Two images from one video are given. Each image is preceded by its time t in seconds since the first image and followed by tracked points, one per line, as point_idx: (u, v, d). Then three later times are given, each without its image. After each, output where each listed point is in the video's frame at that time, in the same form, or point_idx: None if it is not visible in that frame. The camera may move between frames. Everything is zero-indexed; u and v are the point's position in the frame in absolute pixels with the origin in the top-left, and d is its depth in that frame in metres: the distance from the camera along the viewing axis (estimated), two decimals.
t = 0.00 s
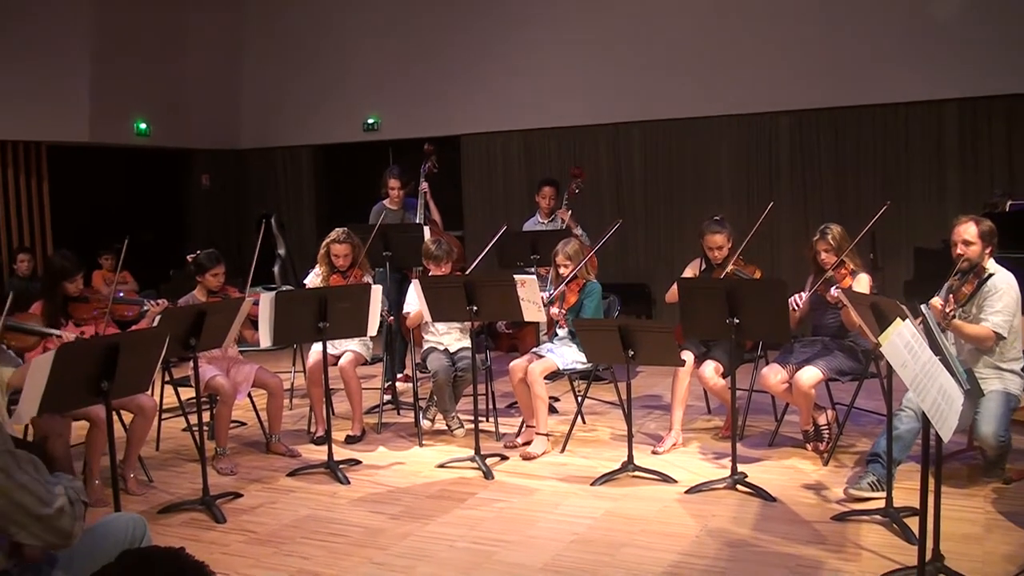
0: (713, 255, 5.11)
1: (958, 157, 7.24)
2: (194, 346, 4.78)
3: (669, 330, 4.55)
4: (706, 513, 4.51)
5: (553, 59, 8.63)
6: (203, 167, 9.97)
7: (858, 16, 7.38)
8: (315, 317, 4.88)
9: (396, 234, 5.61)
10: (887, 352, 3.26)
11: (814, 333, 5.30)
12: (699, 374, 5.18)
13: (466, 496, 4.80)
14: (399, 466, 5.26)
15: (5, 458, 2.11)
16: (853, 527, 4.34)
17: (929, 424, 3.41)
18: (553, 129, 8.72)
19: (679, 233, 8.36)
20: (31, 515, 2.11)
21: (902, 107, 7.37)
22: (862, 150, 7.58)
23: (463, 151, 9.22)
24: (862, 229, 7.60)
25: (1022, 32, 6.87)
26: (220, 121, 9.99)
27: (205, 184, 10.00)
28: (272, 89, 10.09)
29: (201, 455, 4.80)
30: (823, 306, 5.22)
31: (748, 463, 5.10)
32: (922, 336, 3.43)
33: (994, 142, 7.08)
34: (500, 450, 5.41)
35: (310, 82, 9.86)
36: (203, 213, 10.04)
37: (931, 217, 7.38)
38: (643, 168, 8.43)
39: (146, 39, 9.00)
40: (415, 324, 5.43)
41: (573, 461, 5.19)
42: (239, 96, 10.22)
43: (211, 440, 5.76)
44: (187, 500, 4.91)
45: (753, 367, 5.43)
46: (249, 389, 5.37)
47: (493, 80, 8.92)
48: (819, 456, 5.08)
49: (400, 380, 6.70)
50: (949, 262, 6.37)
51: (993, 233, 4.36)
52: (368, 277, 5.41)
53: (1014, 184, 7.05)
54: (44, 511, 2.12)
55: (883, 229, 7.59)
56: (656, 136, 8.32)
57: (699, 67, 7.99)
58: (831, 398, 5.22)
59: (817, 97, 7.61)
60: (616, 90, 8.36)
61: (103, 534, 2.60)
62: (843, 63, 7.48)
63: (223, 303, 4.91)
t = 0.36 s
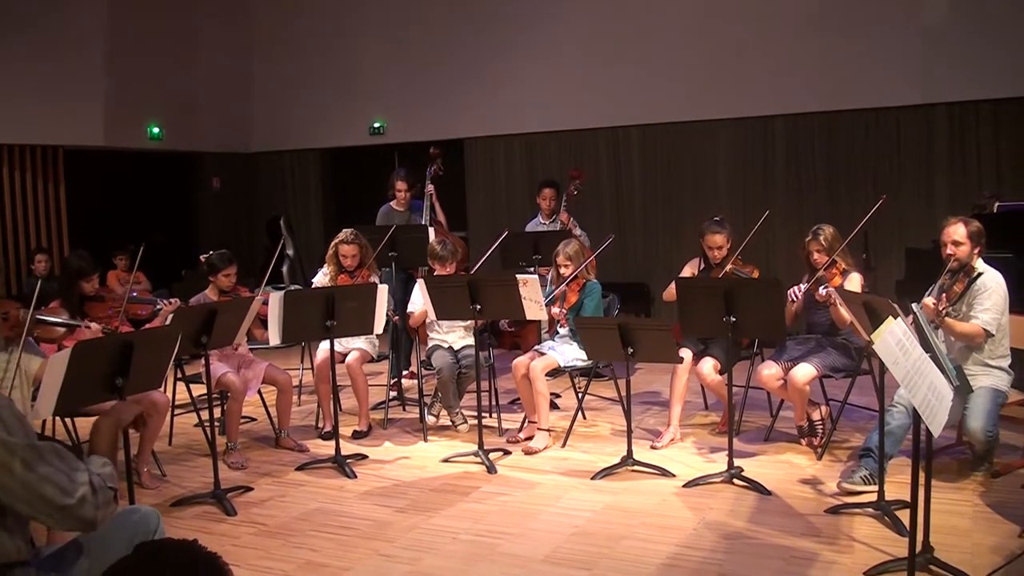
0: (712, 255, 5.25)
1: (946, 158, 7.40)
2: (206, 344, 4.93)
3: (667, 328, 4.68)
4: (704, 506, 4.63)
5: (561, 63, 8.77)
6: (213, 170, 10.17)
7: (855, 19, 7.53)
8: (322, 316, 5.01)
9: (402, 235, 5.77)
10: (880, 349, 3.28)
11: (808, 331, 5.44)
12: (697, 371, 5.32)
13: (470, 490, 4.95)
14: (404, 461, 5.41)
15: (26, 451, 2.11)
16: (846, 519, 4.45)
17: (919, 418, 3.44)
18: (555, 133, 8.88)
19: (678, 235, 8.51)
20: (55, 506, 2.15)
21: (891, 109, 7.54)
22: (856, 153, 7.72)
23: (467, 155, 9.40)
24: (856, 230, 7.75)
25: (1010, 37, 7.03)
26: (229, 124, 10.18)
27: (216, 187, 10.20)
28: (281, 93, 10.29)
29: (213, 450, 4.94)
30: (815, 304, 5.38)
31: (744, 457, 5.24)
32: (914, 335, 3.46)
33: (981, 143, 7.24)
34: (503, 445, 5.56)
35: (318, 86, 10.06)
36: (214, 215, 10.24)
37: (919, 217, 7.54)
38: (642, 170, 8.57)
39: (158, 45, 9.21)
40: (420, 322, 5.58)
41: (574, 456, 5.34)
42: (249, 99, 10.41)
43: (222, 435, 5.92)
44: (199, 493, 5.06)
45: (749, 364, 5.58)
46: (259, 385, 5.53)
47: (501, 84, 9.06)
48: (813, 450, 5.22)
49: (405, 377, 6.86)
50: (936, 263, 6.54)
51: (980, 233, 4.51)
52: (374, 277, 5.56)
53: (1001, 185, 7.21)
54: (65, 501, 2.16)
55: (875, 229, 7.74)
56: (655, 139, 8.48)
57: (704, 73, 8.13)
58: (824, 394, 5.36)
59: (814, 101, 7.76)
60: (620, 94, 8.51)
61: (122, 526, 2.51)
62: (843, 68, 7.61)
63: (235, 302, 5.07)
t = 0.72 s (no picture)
0: (710, 255, 5.38)
1: (938, 161, 7.52)
2: (218, 340, 5.08)
3: (666, 326, 4.81)
4: (702, 500, 4.76)
5: (565, 65, 8.91)
6: (224, 171, 10.42)
7: (853, 23, 7.66)
8: (330, 313, 5.15)
9: (409, 235, 5.93)
10: (875, 347, 3.24)
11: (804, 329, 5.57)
12: (695, 368, 5.45)
13: (474, 483, 5.09)
14: (410, 455, 5.56)
15: (47, 446, 2.07)
16: (840, 512, 4.57)
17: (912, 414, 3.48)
18: (557, 135, 9.02)
19: (676, 235, 8.65)
20: (67, 497, 2.11)
21: (886, 112, 7.66)
22: (851, 156, 7.85)
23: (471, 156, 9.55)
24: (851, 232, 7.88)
25: (1003, 41, 7.15)
26: (239, 125, 10.35)
27: (226, 188, 10.45)
28: (290, 94, 10.48)
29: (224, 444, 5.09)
30: (810, 303, 5.52)
31: (741, 452, 5.38)
32: (906, 333, 3.44)
33: (972, 146, 7.36)
34: (506, 440, 5.71)
35: (327, 88, 10.23)
36: (224, 216, 10.48)
37: (912, 218, 7.67)
38: (642, 172, 8.71)
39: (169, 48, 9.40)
40: (426, 320, 5.72)
41: (575, 450, 5.48)
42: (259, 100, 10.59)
43: (233, 429, 6.08)
44: (211, 485, 5.21)
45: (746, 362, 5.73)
46: (269, 380, 5.68)
47: (505, 85, 9.21)
48: (808, 445, 5.36)
49: (412, 373, 7.03)
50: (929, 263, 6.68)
51: (970, 234, 4.60)
52: (381, 276, 5.71)
53: (993, 188, 7.33)
54: (79, 493, 2.13)
55: (868, 229, 7.87)
56: (654, 142, 8.61)
57: (705, 75, 8.26)
58: (820, 391, 5.50)
59: (812, 104, 7.88)
60: (622, 96, 8.64)
61: (126, 521, 2.46)
62: (841, 71, 7.73)
63: (246, 299, 5.21)
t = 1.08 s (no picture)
0: (712, 254, 5.44)
1: (939, 161, 7.57)
2: (227, 337, 5.15)
3: (670, 324, 4.88)
4: (705, 495, 4.82)
5: (569, 65, 8.98)
6: (233, 170, 10.47)
7: (860, 23, 7.68)
8: (338, 311, 5.22)
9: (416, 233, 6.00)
10: (876, 344, 3.27)
11: (807, 326, 5.64)
12: (699, 365, 5.51)
13: (480, 479, 5.16)
14: (417, 450, 5.63)
15: (59, 438, 2.11)
16: (842, 508, 4.62)
17: (912, 411, 3.50)
18: (563, 135, 9.08)
19: (681, 232, 8.69)
20: (81, 487, 2.13)
21: (888, 112, 7.71)
22: (854, 155, 7.90)
23: (477, 154, 9.61)
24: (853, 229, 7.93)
25: (1005, 41, 7.19)
26: (248, 124, 10.43)
27: (235, 187, 10.50)
28: (299, 93, 10.55)
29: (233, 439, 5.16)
30: (812, 301, 5.58)
31: (744, 448, 5.45)
32: (908, 330, 3.46)
33: (973, 146, 7.41)
34: (511, 436, 5.79)
35: (336, 88, 10.30)
36: (232, 215, 10.54)
37: (914, 217, 7.72)
38: (647, 171, 8.77)
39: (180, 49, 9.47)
40: (433, 317, 5.79)
41: (579, 446, 5.55)
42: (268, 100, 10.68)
43: (242, 425, 6.17)
44: (221, 480, 5.29)
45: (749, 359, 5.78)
46: (278, 376, 5.76)
47: (511, 85, 9.28)
48: (811, 442, 5.43)
49: (418, 369, 7.11)
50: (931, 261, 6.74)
51: (971, 233, 4.64)
52: (388, 273, 5.78)
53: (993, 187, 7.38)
54: (92, 484, 2.15)
55: (868, 226, 7.92)
56: (659, 142, 8.67)
57: (708, 75, 8.32)
58: (822, 387, 5.56)
59: (815, 104, 7.93)
60: (628, 96, 8.70)
61: (136, 516, 2.53)
62: (844, 71, 7.78)
63: (255, 297, 5.29)
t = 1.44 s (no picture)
0: (719, 252, 5.43)
1: (946, 159, 7.54)
2: (234, 336, 5.14)
3: (677, 322, 4.87)
4: (712, 493, 4.82)
5: (573, 64, 8.98)
6: (239, 169, 10.47)
7: (866, 22, 7.66)
8: (344, 309, 5.22)
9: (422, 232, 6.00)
10: (883, 343, 3.25)
11: (814, 325, 5.64)
12: (705, 364, 5.51)
13: (487, 477, 5.17)
14: (424, 448, 5.64)
15: (72, 433, 2.09)
16: (849, 506, 4.61)
17: (920, 409, 3.49)
18: (569, 133, 9.08)
19: (687, 231, 8.68)
20: (95, 484, 2.12)
21: (892, 110, 7.69)
22: (861, 153, 7.88)
23: (483, 153, 9.62)
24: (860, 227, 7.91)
25: (1012, 39, 7.16)
26: (254, 124, 10.45)
27: (242, 186, 10.50)
28: (305, 92, 10.56)
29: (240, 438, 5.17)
30: (819, 299, 5.57)
31: (751, 447, 5.45)
32: (915, 327, 3.44)
33: (979, 144, 7.39)
34: (518, 434, 5.79)
35: (341, 87, 10.32)
36: (239, 215, 10.56)
37: (921, 215, 7.69)
38: (653, 170, 8.76)
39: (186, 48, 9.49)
40: (439, 316, 5.80)
41: (586, 444, 5.56)
42: (274, 99, 10.69)
43: (249, 423, 6.18)
44: (228, 478, 5.30)
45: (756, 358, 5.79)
46: (285, 375, 5.76)
47: (515, 85, 9.28)
48: (818, 440, 5.42)
49: (425, 368, 7.12)
50: (937, 259, 6.73)
51: (980, 231, 4.62)
52: (395, 272, 5.78)
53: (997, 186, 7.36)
54: (106, 479, 2.14)
55: (876, 224, 7.89)
56: (665, 141, 8.66)
57: (712, 75, 8.31)
58: (829, 386, 5.56)
59: (822, 102, 7.92)
60: (633, 95, 8.69)
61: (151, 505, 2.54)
62: (851, 69, 7.77)
63: (262, 296, 5.29)
